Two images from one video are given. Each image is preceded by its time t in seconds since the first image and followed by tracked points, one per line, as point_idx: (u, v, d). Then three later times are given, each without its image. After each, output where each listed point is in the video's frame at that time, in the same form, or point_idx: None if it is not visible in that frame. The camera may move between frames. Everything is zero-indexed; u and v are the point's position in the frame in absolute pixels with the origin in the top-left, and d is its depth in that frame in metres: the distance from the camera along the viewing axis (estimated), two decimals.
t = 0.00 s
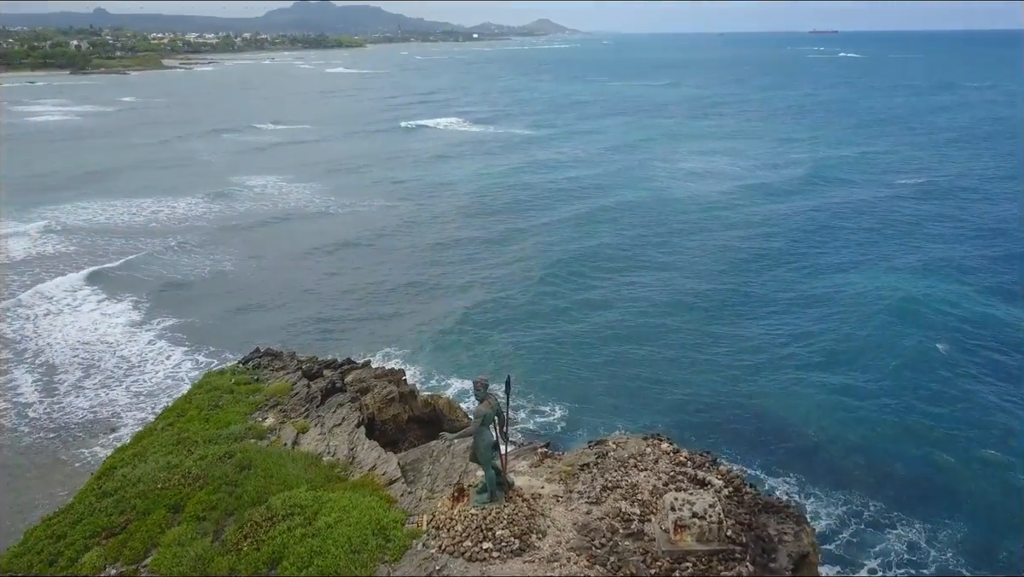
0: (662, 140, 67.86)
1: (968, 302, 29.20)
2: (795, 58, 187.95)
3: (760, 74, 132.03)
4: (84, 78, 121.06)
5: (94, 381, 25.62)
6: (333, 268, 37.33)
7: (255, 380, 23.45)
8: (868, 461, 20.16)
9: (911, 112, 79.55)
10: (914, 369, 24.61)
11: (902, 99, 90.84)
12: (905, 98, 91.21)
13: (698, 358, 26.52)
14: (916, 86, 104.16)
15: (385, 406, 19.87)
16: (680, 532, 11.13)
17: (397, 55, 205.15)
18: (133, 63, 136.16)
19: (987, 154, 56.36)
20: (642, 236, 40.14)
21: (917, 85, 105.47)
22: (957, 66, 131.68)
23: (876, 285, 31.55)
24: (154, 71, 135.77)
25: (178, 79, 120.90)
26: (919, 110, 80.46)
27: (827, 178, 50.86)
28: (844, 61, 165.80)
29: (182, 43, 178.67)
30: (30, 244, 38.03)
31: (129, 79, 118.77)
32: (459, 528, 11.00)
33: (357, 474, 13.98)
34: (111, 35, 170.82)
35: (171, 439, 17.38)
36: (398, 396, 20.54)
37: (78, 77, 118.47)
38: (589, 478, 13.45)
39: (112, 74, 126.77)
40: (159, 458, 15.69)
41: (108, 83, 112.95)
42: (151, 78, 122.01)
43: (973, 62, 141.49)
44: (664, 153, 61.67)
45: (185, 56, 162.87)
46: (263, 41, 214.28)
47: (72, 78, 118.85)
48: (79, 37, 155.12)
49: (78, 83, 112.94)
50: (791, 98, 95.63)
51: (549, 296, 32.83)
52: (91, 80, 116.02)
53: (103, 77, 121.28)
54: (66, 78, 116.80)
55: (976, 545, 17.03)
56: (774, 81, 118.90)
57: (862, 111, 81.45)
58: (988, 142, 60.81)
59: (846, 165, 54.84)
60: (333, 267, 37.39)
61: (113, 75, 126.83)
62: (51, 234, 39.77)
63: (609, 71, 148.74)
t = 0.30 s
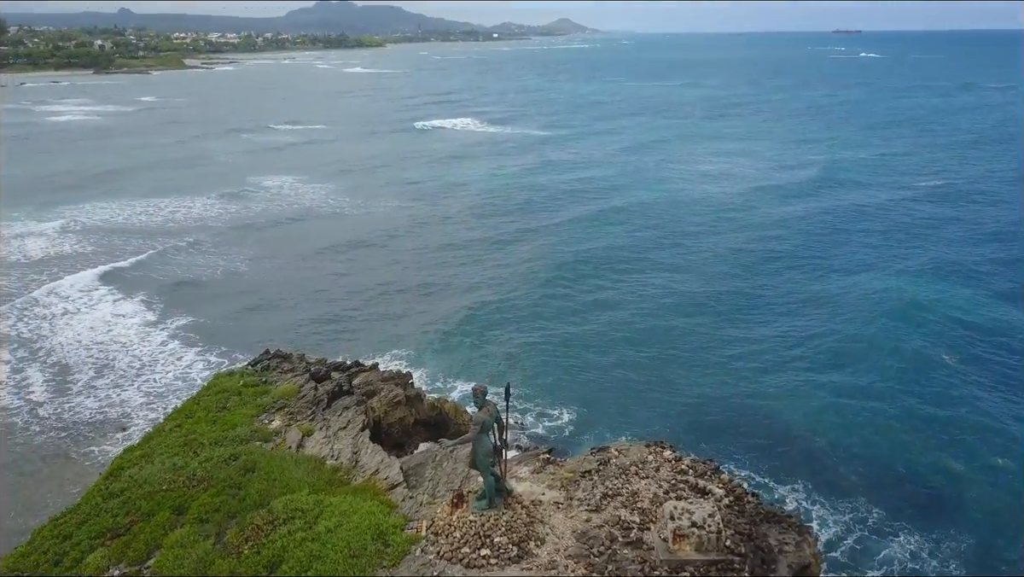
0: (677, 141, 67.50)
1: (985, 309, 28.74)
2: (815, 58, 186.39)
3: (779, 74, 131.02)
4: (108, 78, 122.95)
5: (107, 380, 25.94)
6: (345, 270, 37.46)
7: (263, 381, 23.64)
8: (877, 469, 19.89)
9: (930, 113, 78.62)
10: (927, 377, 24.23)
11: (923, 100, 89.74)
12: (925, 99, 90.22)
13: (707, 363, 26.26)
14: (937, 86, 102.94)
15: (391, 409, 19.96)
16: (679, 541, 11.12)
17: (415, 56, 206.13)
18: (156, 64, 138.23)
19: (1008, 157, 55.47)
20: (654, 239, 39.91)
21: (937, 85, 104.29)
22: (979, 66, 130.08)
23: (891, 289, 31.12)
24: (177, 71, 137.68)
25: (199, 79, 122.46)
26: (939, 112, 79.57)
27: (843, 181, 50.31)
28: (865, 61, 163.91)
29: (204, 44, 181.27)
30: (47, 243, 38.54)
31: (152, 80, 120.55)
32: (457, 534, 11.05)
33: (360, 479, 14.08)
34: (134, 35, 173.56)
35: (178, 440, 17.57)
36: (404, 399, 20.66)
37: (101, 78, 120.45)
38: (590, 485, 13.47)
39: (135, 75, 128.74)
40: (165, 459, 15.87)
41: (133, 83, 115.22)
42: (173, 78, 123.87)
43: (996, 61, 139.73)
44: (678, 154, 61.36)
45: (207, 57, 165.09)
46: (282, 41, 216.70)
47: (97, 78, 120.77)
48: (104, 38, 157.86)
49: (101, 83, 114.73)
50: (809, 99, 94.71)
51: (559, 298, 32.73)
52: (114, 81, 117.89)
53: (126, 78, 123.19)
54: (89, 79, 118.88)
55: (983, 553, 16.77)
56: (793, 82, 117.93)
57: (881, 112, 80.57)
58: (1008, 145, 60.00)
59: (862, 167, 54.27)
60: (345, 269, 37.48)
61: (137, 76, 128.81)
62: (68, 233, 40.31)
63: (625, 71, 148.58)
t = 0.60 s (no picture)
0: (692, 142, 67.12)
1: (1000, 315, 28.30)
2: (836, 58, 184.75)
3: (798, 75, 129.94)
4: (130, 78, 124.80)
5: (119, 380, 26.24)
6: (356, 270, 37.60)
7: (271, 383, 23.81)
8: (885, 477, 19.62)
9: (951, 115, 77.59)
10: (940, 385, 23.86)
11: (944, 102, 88.58)
12: (946, 101, 89.09)
13: (716, 369, 26.03)
14: (958, 88, 101.58)
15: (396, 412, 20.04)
16: (677, 551, 11.11)
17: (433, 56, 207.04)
18: (177, 64, 140.13)
19: None
20: (665, 241, 39.66)
21: (959, 86, 103.00)
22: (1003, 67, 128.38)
23: (905, 294, 30.69)
24: (198, 72, 139.42)
25: (219, 79, 123.90)
26: (959, 113, 78.56)
27: (859, 183, 49.75)
28: (886, 61, 162.62)
29: (225, 44, 183.61)
30: (65, 242, 39.14)
31: (173, 80, 122.13)
32: (456, 540, 11.15)
33: (362, 482, 14.18)
34: (157, 36, 176.04)
35: (185, 442, 17.78)
36: (411, 403, 20.76)
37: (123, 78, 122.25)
38: (590, 492, 13.49)
39: (157, 74, 130.57)
40: (172, 461, 16.05)
41: (155, 83, 116.92)
42: (193, 79, 125.29)
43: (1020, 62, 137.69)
44: (692, 156, 61.07)
45: (227, 58, 167.30)
46: (301, 42, 218.78)
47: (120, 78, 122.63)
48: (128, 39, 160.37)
49: (123, 84, 116.39)
50: (828, 100, 93.79)
51: (568, 301, 32.58)
52: (135, 81, 119.53)
53: (148, 78, 124.91)
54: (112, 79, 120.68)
55: (987, 563, 16.52)
56: (813, 83, 116.89)
57: (900, 114, 79.63)
58: None
59: (879, 170, 53.63)
60: (356, 270, 37.53)
61: (159, 76, 130.65)
62: (86, 233, 40.83)
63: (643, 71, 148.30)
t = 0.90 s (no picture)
0: (707, 143, 66.68)
1: (1015, 322, 27.91)
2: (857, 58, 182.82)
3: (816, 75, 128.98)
4: (152, 78, 126.58)
5: (131, 380, 26.55)
6: (368, 270, 37.77)
7: (280, 385, 24.01)
8: (893, 486, 19.35)
9: (971, 116, 76.57)
10: (953, 394, 23.46)
11: (965, 103, 87.47)
12: (967, 102, 87.96)
13: (724, 374, 25.77)
14: (980, 89, 100.25)
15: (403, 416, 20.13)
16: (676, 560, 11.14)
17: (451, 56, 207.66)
18: (199, 64, 141.74)
19: None
20: (677, 243, 39.36)
21: (981, 87, 101.59)
22: None
23: (920, 300, 30.22)
24: (218, 71, 141.01)
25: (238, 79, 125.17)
26: (980, 115, 77.51)
27: (876, 186, 49.10)
28: (908, 61, 160.81)
29: (246, 45, 185.61)
30: (83, 241, 39.75)
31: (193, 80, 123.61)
32: (456, 547, 11.25)
33: (365, 486, 14.28)
34: (180, 37, 178.48)
35: (193, 444, 17.99)
36: (417, 406, 20.87)
37: (146, 78, 123.85)
38: (592, 499, 13.52)
39: (178, 74, 132.27)
40: (179, 462, 16.27)
41: (177, 83, 118.51)
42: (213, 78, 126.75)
43: None
44: (706, 157, 60.81)
45: (248, 57, 169.12)
46: (320, 43, 220.65)
47: (142, 78, 124.45)
48: (152, 40, 162.84)
49: (145, 83, 118.00)
50: (848, 100, 92.69)
51: (578, 304, 32.40)
52: (157, 81, 121.15)
53: (169, 78, 126.51)
54: (134, 79, 122.33)
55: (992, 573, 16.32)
56: (835, 83, 115.67)
57: (920, 116, 78.61)
58: None
59: (896, 172, 53.01)
60: (367, 271, 37.56)
61: (180, 76, 132.48)
62: (104, 232, 41.37)
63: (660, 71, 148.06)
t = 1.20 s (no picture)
0: (723, 145, 66.27)
1: None
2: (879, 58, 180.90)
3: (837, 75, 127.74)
4: (174, 78, 128.20)
5: (143, 380, 26.85)
6: (381, 270, 37.90)
7: (289, 386, 24.17)
8: (902, 496, 19.08)
9: (994, 118, 75.40)
10: (968, 404, 23.09)
11: (988, 104, 86.18)
12: (990, 103, 86.64)
13: (734, 379, 25.53)
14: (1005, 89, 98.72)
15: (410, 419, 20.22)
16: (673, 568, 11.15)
17: (469, 57, 208.24)
18: (220, 64, 143.38)
19: None
20: (690, 245, 39.09)
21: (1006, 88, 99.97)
22: None
23: (936, 307, 29.78)
24: (239, 71, 142.41)
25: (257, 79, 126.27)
26: (1003, 116, 76.33)
27: (894, 189, 48.49)
28: (933, 61, 158.83)
29: (266, 45, 187.57)
30: (101, 240, 40.31)
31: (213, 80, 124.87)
32: (453, 553, 11.35)
33: (369, 489, 14.37)
34: (203, 37, 180.80)
35: (201, 445, 18.21)
36: (424, 409, 20.95)
37: (167, 78, 125.40)
38: (592, 506, 13.56)
39: (199, 74, 133.80)
40: (186, 463, 16.49)
41: (198, 83, 119.75)
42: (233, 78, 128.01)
43: None
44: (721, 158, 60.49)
45: (269, 57, 170.81)
46: (339, 43, 221.16)
47: (164, 78, 126.14)
48: (175, 41, 165.04)
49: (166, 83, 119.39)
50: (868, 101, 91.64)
51: (589, 306, 32.27)
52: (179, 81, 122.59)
53: (191, 77, 128.11)
54: (156, 79, 123.89)
55: None
56: (856, 83, 114.45)
57: (942, 117, 77.56)
58: None
59: (915, 174, 52.34)
60: (380, 272, 37.63)
61: (201, 76, 133.99)
62: (122, 232, 41.92)
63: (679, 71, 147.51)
